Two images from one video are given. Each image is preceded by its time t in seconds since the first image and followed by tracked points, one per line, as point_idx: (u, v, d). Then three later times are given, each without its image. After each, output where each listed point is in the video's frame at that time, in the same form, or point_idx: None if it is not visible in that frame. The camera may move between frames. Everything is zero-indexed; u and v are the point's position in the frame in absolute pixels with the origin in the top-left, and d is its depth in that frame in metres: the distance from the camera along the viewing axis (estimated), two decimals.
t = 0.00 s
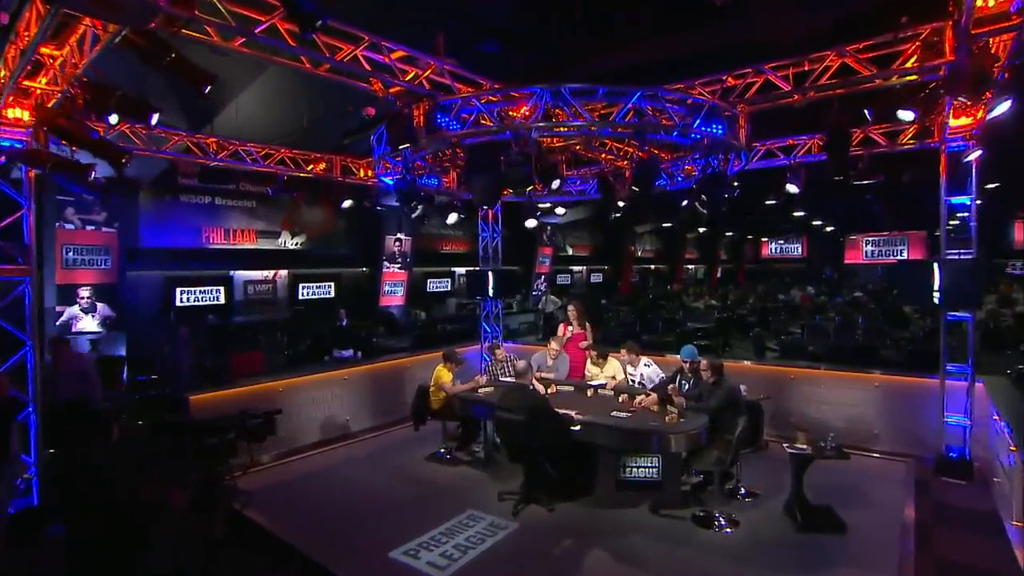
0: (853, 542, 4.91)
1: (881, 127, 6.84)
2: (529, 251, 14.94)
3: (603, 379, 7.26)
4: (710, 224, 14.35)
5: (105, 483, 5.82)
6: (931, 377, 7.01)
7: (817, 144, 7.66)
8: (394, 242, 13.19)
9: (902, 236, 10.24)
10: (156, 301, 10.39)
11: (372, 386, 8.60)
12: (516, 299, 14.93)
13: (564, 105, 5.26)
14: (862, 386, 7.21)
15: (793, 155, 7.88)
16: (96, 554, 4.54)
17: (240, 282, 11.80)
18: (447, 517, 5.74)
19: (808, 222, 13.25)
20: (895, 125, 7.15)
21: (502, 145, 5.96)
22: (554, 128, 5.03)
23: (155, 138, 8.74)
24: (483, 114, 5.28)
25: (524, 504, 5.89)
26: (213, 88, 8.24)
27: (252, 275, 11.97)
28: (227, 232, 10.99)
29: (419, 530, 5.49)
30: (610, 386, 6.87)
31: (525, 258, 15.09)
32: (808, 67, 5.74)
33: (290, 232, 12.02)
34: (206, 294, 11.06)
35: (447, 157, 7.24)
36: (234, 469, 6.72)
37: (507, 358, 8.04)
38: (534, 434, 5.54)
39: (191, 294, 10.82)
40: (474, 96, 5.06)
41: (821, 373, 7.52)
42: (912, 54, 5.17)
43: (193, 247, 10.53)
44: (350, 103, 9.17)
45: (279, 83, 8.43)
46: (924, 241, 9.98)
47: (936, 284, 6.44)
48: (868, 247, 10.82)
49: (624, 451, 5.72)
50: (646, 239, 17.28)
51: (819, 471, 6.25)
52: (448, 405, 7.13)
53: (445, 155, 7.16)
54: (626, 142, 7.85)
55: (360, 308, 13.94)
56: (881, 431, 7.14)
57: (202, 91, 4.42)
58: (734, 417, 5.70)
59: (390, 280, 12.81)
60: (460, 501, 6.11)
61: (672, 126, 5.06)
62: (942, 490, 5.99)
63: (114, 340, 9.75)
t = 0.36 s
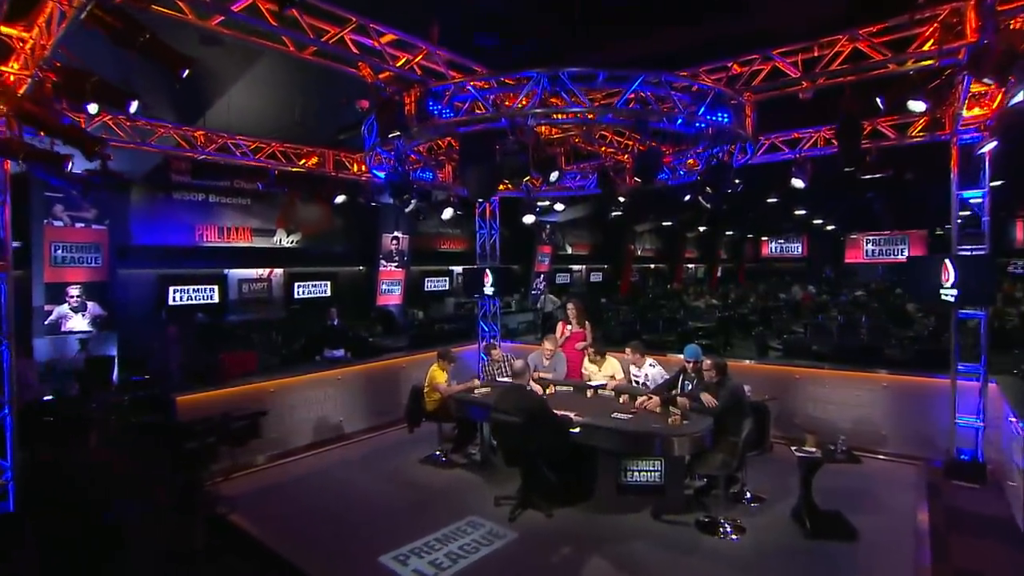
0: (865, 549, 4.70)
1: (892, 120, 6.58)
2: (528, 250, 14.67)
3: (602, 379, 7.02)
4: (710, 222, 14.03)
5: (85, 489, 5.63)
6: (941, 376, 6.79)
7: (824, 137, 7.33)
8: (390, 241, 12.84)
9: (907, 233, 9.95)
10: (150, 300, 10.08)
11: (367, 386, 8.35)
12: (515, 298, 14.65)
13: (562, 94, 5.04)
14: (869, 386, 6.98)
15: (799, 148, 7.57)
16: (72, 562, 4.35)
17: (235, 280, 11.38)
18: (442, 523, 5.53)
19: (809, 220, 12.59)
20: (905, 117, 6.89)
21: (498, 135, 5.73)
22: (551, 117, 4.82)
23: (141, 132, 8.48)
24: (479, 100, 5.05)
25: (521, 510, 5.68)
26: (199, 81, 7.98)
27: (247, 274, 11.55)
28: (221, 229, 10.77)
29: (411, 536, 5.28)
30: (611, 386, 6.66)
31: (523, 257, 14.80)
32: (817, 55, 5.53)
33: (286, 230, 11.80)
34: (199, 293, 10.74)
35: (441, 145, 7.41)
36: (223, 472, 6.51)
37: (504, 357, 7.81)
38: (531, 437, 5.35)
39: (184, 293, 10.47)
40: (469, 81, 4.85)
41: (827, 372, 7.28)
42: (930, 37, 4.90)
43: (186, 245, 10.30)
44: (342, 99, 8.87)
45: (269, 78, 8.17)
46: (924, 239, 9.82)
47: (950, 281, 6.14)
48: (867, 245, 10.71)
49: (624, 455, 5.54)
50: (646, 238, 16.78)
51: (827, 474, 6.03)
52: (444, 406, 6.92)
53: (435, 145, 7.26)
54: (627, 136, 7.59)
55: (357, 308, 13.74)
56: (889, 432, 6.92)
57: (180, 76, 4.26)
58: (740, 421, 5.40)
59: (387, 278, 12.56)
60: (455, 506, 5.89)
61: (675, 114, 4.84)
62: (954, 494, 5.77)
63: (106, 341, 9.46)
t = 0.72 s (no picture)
0: (880, 558, 4.48)
1: (904, 112, 6.35)
2: (529, 248, 14.41)
3: (605, 379, 6.77)
4: (712, 220, 13.76)
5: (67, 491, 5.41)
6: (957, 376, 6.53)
7: (833, 130, 7.04)
8: (388, 238, 12.49)
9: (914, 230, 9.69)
10: (145, 299, 9.76)
11: (363, 387, 8.09)
12: (515, 297, 14.08)
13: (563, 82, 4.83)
14: (878, 385, 6.74)
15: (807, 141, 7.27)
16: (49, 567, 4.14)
17: (231, 279, 11.05)
18: (439, 528, 5.33)
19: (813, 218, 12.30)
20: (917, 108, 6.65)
21: (495, 126, 5.49)
22: (551, 105, 4.62)
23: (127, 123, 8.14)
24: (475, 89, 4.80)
25: (521, 515, 5.47)
26: (190, 72, 7.77)
27: (243, 272, 11.22)
28: (218, 227, 10.34)
29: (406, 542, 5.07)
30: (615, 386, 6.44)
31: (524, 254, 14.51)
32: (828, 43, 5.30)
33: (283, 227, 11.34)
34: (194, 292, 10.37)
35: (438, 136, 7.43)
36: (214, 475, 6.31)
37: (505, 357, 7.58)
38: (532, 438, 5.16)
39: (180, 292, 10.15)
40: (464, 67, 4.62)
41: (836, 373, 7.03)
42: (954, 16, 4.57)
43: (181, 243, 9.85)
44: (337, 92, 8.62)
45: (267, 70, 7.98)
46: (926, 238, 9.65)
47: (966, 278, 5.88)
48: (871, 244, 10.49)
49: (627, 458, 5.36)
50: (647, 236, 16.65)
51: (841, 478, 5.80)
52: (441, 407, 6.71)
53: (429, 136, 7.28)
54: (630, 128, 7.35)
55: (355, 307, 13.37)
56: (900, 435, 6.63)
57: (159, 58, 4.18)
58: (748, 423, 5.20)
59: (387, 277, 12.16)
60: (453, 511, 5.67)
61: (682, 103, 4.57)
62: (969, 499, 5.55)
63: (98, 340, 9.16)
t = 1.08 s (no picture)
0: (898, 567, 4.27)
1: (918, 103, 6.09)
2: (529, 246, 14.15)
3: (607, 379, 6.55)
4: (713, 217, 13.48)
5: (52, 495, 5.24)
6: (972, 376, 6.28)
7: (844, 123, 6.64)
8: (388, 237, 12.19)
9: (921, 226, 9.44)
10: (140, 297, 9.32)
11: (360, 387, 7.84)
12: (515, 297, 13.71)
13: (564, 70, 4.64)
14: (887, 386, 6.44)
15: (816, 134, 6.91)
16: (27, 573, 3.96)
17: (227, 277, 10.53)
18: (438, 534, 5.14)
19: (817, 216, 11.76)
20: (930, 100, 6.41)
21: (492, 115, 5.27)
22: (553, 91, 4.39)
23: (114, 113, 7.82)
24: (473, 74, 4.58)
25: (522, 521, 5.27)
26: (180, 64, 7.56)
27: (240, 270, 10.71)
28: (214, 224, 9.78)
29: (402, 549, 4.88)
30: (618, 386, 6.23)
31: (524, 252, 14.24)
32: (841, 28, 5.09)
33: (279, 225, 10.71)
34: (190, 290, 9.94)
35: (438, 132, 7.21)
36: (205, 479, 6.10)
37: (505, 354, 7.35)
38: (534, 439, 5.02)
39: (175, 290, 9.71)
40: (462, 51, 4.39)
41: (844, 373, 6.74)
42: None
43: (177, 241, 9.34)
44: (333, 85, 8.44)
45: (260, 66, 7.79)
46: (929, 237, 9.35)
47: (984, 275, 5.63)
48: (874, 244, 10.00)
49: (631, 462, 5.18)
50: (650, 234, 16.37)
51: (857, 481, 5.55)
52: (438, 409, 6.50)
53: (425, 130, 7.10)
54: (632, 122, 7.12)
55: (353, 307, 12.72)
56: (912, 436, 6.35)
57: (137, 39, 3.89)
58: (758, 426, 5.00)
59: (388, 276, 12.10)
60: (451, 517, 5.46)
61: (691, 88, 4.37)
62: (987, 504, 5.34)
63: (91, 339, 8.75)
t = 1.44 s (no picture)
0: None
1: (934, 92, 5.86)
2: (530, 243, 13.85)
3: (612, 379, 6.32)
4: (716, 215, 13.25)
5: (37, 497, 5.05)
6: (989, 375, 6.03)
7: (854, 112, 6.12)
8: (387, 232, 11.83)
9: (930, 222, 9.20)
10: (136, 294, 8.87)
11: (358, 386, 7.58)
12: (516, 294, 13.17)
13: (566, 53, 4.41)
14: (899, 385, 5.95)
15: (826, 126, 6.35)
16: None
17: (223, 275, 10.03)
18: (436, 540, 4.93)
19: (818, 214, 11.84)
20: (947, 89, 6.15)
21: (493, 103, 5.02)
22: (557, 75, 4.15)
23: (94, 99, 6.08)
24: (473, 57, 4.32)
25: (524, 527, 5.07)
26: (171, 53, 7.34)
27: (237, 267, 10.20)
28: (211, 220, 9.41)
29: (397, 556, 4.67)
30: (624, 386, 6.01)
31: (526, 250, 13.94)
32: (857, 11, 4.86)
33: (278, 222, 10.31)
34: (186, 287, 9.41)
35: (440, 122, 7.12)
36: (195, 482, 5.89)
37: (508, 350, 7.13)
38: (538, 442, 4.82)
39: (171, 287, 9.15)
40: (460, 32, 4.14)
41: (852, 371, 6.22)
42: None
43: (173, 238, 8.92)
44: (328, 76, 8.21)
45: (253, 57, 7.56)
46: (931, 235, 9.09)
47: (1004, 270, 5.41)
48: (874, 241, 9.75)
49: (637, 465, 4.99)
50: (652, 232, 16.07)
51: (875, 486, 5.28)
52: (437, 409, 6.29)
53: (423, 119, 7.07)
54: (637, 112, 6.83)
55: (353, 304, 12.08)
56: (926, 438, 5.89)
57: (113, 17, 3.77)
58: (768, 426, 4.89)
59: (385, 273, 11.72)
60: (450, 522, 5.24)
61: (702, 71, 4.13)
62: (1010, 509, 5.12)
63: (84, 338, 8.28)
